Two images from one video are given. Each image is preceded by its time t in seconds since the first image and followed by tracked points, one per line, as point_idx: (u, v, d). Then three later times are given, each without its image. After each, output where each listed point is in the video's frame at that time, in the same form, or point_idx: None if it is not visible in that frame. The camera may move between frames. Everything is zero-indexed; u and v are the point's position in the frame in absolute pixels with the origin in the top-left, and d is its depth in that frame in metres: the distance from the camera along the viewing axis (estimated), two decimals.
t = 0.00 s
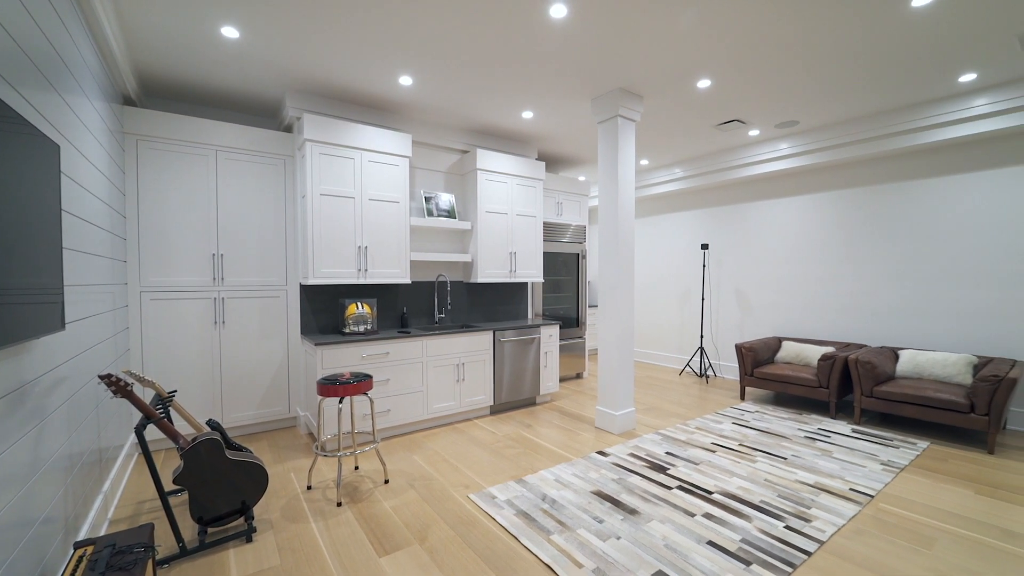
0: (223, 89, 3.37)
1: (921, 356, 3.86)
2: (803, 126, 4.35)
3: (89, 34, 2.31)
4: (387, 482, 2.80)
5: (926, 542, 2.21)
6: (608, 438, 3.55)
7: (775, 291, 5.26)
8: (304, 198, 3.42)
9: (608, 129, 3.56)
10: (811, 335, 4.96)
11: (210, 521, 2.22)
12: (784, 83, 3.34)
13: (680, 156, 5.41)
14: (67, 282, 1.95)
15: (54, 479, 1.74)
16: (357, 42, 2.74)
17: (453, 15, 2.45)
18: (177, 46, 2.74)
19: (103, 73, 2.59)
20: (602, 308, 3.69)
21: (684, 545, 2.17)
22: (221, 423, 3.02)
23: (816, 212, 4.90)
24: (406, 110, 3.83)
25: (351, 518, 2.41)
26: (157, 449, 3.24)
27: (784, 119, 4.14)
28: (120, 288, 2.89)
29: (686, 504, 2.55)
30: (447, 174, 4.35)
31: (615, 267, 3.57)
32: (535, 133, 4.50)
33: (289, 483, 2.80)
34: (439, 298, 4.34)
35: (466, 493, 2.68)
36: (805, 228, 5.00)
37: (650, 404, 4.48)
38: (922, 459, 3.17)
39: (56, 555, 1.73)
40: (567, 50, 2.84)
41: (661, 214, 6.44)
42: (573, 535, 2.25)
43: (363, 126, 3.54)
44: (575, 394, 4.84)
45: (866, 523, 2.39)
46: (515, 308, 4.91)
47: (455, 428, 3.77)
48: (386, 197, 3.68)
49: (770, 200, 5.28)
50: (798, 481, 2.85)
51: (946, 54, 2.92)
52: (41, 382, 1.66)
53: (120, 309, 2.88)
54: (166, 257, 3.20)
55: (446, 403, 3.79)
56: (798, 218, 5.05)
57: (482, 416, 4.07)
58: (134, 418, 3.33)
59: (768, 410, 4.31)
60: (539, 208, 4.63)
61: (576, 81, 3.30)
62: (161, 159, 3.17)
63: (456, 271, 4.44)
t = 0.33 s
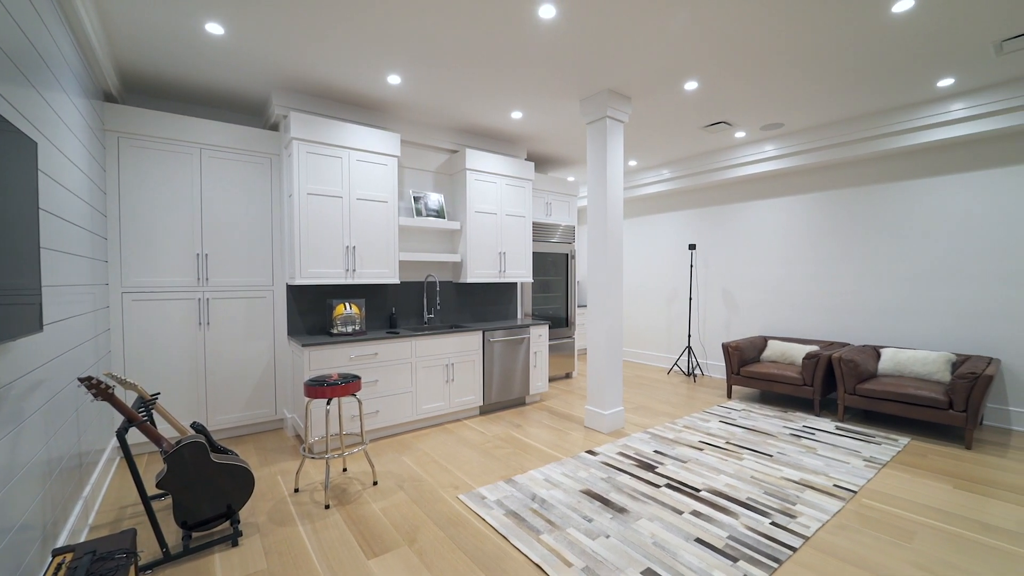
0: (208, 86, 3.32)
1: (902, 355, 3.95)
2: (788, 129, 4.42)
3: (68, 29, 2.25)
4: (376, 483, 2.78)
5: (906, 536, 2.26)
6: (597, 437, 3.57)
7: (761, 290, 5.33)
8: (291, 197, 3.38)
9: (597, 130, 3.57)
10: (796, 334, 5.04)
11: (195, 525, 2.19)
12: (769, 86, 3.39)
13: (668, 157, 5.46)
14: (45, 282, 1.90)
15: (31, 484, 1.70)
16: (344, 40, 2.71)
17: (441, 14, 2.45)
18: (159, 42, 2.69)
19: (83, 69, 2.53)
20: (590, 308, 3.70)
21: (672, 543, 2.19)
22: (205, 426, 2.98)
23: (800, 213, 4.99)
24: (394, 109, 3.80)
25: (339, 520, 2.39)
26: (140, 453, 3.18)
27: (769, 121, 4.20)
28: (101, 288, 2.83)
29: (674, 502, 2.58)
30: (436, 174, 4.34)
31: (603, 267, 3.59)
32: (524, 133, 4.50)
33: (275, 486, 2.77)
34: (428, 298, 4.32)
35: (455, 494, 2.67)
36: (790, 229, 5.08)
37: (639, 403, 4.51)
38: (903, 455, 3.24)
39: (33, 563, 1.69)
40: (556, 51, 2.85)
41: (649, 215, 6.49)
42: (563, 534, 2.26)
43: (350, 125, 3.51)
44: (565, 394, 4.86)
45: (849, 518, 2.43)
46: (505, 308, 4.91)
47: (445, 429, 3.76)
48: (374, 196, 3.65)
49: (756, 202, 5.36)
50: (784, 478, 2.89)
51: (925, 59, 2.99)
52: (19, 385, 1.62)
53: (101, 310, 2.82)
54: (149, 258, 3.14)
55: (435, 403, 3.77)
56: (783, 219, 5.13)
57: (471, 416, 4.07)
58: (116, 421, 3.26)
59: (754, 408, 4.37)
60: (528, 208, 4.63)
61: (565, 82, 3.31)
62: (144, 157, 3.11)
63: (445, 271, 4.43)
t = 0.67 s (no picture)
0: (193, 83, 3.27)
1: (884, 353, 4.02)
2: (773, 130, 4.49)
3: (46, 23, 2.20)
4: (365, 485, 2.76)
5: (889, 530, 2.31)
6: (586, 437, 3.59)
7: (747, 290, 5.40)
8: (277, 196, 3.34)
9: (586, 131, 3.59)
10: (781, 333, 5.12)
11: (179, 530, 2.15)
12: (755, 88, 3.44)
13: (656, 158, 5.51)
14: (23, 283, 1.86)
15: (9, 489, 1.66)
16: (331, 38, 2.69)
17: (431, 13, 2.44)
18: (142, 38, 2.65)
19: (61, 64, 2.47)
20: (580, 309, 3.72)
21: (661, 540, 2.21)
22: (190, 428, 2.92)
23: (785, 214, 5.07)
24: (382, 108, 3.77)
25: (327, 523, 2.37)
26: (122, 457, 3.11)
27: (755, 123, 4.27)
28: (82, 288, 2.77)
29: (663, 500, 2.60)
30: (425, 174, 4.32)
31: (592, 268, 3.61)
32: (513, 133, 4.51)
33: (262, 489, 2.73)
34: (417, 299, 4.30)
35: (445, 495, 2.66)
36: (776, 229, 5.15)
37: (628, 403, 4.54)
38: (885, 452, 3.31)
39: (10, 571, 1.64)
40: (545, 51, 2.85)
41: (638, 215, 6.54)
42: (553, 533, 2.26)
43: (338, 123, 3.48)
44: (555, 394, 4.87)
45: (834, 514, 2.48)
46: (495, 308, 4.91)
47: (435, 430, 3.74)
48: (362, 195, 3.62)
49: (743, 202, 5.43)
50: (770, 475, 2.93)
51: (905, 64, 3.06)
52: None
53: (82, 311, 2.76)
54: (131, 257, 3.08)
55: (424, 404, 3.75)
56: (769, 220, 5.21)
57: (461, 417, 4.06)
58: (98, 424, 3.19)
59: (742, 407, 4.43)
60: (518, 208, 4.63)
61: (554, 82, 3.33)
62: (127, 155, 3.05)
63: (434, 271, 4.42)
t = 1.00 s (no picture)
0: (179, 81, 3.22)
1: (868, 352, 4.10)
2: (761, 132, 4.55)
3: (24, 17, 2.15)
4: (354, 487, 2.74)
5: (873, 526, 2.35)
6: (577, 436, 3.60)
7: (735, 290, 5.47)
8: (265, 195, 3.30)
9: (576, 132, 3.61)
10: (768, 332, 5.19)
11: (164, 534, 2.11)
12: (743, 90, 3.48)
13: (645, 159, 5.55)
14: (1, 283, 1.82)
15: None
16: (319, 37, 2.67)
17: (420, 11, 2.43)
18: (126, 34, 2.60)
19: (41, 59, 2.42)
20: (570, 309, 3.73)
21: (650, 538, 2.23)
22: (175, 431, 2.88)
23: (772, 215, 5.14)
24: (372, 107, 3.75)
25: (316, 525, 2.34)
26: (105, 461, 3.05)
27: (741, 125, 4.32)
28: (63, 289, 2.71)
29: (653, 499, 2.62)
30: (415, 173, 4.30)
31: (582, 268, 3.63)
32: (504, 133, 4.51)
33: (250, 492, 2.70)
34: (407, 299, 4.28)
35: (435, 495, 2.65)
36: (762, 230, 5.23)
37: (618, 402, 4.57)
38: (869, 448, 3.37)
39: None
40: (536, 52, 2.86)
41: (628, 216, 6.58)
42: (543, 533, 2.27)
43: (326, 122, 3.45)
44: (545, 394, 4.88)
45: (820, 510, 2.52)
46: (485, 308, 4.90)
47: (425, 431, 3.73)
48: (351, 195, 3.60)
49: (730, 203, 5.49)
50: (758, 472, 2.97)
51: (888, 67, 3.12)
52: None
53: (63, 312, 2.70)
54: (114, 257, 3.02)
55: (414, 405, 3.74)
56: (756, 220, 5.28)
57: (452, 417, 4.05)
58: (80, 428, 3.13)
59: (730, 405, 4.48)
60: (508, 208, 4.64)
61: (544, 83, 3.34)
62: (110, 153, 3.00)
63: (424, 271, 4.40)
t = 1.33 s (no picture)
0: (162, 77, 3.16)
1: (852, 350, 4.17)
2: (748, 134, 4.60)
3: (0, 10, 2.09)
4: (343, 489, 2.71)
5: (856, 521, 2.40)
6: (567, 436, 3.61)
7: (723, 290, 5.53)
8: (251, 195, 3.26)
9: (566, 132, 3.62)
10: (755, 331, 5.26)
11: (148, 539, 2.07)
12: (730, 92, 3.52)
13: (634, 160, 5.59)
14: None
15: None
16: (307, 34, 2.64)
17: (409, 10, 2.41)
18: (107, 29, 2.55)
19: (18, 54, 2.36)
20: (560, 308, 3.74)
21: (640, 537, 2.24)
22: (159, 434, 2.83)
23: (758, 216, 5.21)
24: (360, 106, 3.72)
25: (304, 528, 2.32)
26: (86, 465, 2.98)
27: (728, 127, 4.37)
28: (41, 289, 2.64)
29: (642, 497, 2.64)
30: (404, 173, 4.28)
31: (571, 268, 3.64)
32: (493, 133, 4.50)
33: (236, 495, 2.66)
34: (397, 299, 4.26)
35: (425, 497, 2.64)
36: (748, 230, 5.30)
37: (608, 401, 4.59)
38: (853, 445, 3.43)
39: None
40: (526, 52, 2.86)
41: (618, 216, 6.61)
42: (533, 533, 2.27)
43: (314, 121, 3.41)
44: (535, 393, 4.89)
45: (805, 507, 2.56)
46: (475, 308, 4.90)
47: (414, 432, 3.71)
48: (339, 194, 3.57)
49: (718, 204, 5.55)
50: (745, 470, 3.00)
51: (871, 71, 3.18)
52: None
53: (42, 313, 2.63)
54: (96, 257, 2.96)
55: (404, 406, 3.72)
56: (743, 221, 5.34)
57: (441, 418, 4.04)
58: (59, 432, 3.05)
59: (717, 404, 4.53)
60: (498, 208, 4.63)
61: (534, 83, 3.34)
62: (91, 151, 2.93)
63: (414, 271, 4.39)
